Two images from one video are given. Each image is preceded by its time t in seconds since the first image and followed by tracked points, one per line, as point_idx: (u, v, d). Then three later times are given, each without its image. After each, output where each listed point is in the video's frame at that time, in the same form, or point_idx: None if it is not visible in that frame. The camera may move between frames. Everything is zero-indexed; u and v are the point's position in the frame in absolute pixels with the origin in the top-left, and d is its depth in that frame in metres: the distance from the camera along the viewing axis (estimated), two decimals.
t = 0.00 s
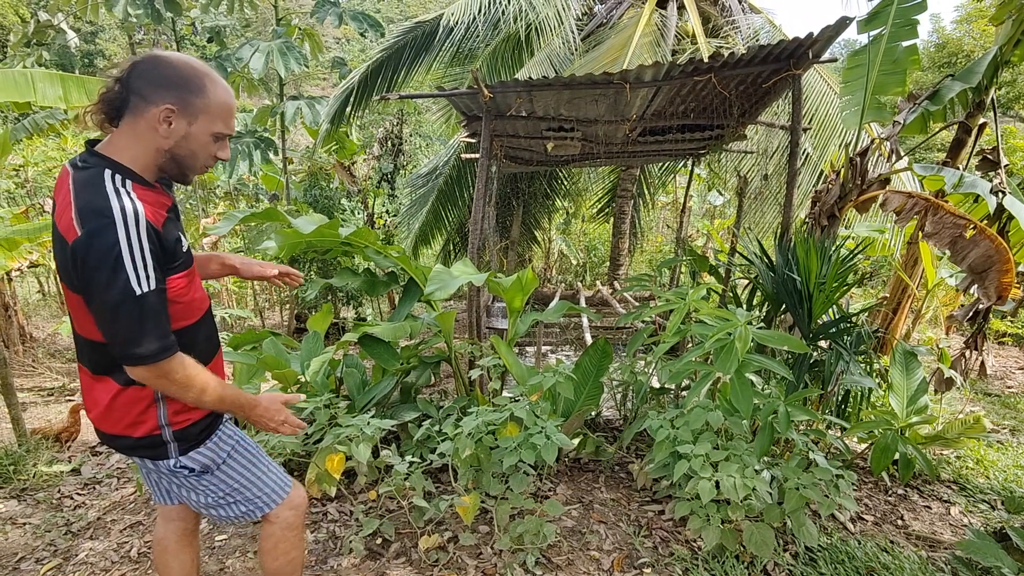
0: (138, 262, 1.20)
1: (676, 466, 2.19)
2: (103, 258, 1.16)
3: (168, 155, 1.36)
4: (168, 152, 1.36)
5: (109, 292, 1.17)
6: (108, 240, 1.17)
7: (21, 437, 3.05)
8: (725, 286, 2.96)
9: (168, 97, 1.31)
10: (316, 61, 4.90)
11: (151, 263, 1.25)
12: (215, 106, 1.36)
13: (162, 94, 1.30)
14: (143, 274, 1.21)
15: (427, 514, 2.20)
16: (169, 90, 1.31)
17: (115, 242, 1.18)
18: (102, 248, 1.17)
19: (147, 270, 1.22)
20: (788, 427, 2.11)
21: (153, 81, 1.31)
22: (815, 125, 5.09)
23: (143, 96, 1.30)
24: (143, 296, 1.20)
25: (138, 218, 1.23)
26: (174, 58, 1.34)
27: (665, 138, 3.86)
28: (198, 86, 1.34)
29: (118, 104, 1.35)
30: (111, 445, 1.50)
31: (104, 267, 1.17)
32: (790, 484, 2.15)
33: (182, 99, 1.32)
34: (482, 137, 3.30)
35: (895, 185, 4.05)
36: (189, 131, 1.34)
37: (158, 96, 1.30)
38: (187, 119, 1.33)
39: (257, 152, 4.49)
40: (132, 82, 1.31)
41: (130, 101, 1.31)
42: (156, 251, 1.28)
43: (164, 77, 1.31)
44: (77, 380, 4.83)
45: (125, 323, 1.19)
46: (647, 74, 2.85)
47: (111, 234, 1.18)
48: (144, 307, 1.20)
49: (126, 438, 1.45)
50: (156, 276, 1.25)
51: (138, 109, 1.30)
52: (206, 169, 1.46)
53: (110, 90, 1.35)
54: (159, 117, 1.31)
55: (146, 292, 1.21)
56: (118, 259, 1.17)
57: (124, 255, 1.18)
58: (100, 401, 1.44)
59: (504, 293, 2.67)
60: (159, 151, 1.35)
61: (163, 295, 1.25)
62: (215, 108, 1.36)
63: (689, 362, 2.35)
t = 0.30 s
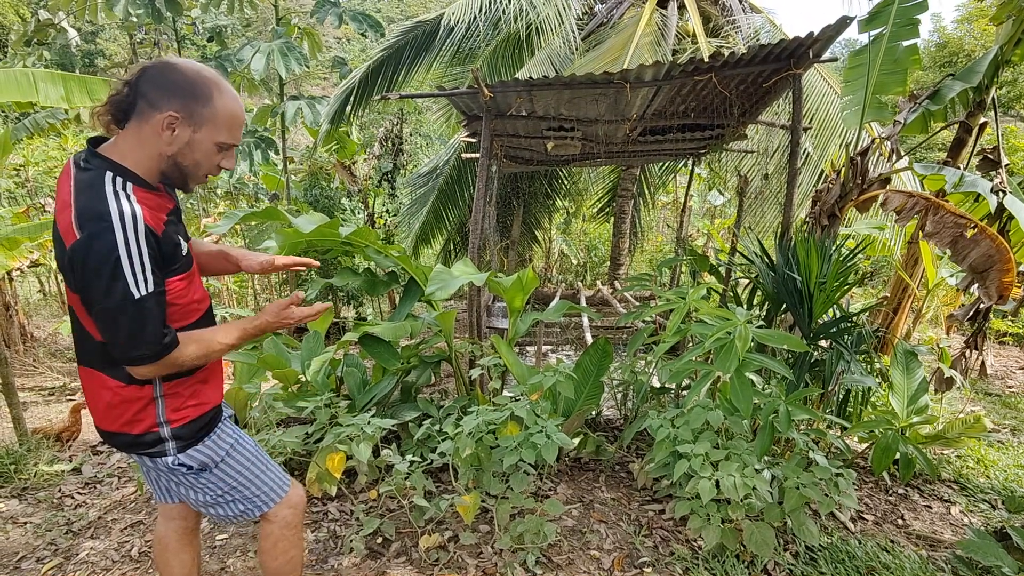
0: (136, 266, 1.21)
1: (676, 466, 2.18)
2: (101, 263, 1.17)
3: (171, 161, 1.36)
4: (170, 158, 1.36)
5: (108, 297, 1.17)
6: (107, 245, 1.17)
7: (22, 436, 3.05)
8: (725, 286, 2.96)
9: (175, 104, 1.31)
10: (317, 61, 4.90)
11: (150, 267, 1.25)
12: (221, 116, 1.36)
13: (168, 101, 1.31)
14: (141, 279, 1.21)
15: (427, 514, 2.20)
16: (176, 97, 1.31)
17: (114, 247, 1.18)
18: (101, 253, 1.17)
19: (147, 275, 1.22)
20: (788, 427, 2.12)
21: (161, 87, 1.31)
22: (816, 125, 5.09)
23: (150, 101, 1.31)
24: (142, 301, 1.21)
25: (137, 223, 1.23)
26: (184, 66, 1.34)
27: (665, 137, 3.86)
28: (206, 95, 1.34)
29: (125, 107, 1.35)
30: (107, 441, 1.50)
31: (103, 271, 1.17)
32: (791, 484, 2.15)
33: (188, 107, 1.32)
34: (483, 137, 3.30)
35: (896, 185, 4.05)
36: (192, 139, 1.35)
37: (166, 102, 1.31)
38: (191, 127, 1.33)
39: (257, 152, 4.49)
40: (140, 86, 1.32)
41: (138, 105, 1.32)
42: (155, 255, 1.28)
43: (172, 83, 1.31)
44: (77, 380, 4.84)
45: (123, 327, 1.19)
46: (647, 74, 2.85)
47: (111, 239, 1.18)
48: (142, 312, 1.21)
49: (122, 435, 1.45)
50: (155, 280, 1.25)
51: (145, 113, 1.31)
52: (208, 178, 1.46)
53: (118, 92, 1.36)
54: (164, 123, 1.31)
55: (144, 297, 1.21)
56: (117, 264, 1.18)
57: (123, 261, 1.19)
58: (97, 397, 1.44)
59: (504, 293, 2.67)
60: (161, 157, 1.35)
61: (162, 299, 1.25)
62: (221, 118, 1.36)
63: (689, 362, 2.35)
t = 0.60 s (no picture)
0: (133, 274, 1.21)
1: (676, 465, 2.18)
2: (99, 270, 1.17)
3: (168, 175, 1.35)
4: (167, 171, 1.34)
5: (105, 303, 1.18)
6: (104, 252, 1.18)
7: (22, 435, 3.06)
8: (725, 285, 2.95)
9: (174, 118, 1.30)
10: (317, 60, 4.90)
11: (148, 273, 1.25)
12: (219, 134, 1.33)
13: (168, 114, 1.29)
14: (138, 286, 1.21)
15: (427, 513, 2.20)
16: (175, 111, 1.30)
17: (111, 254, 1.18)
18: (99, 260, 1.17)
19: (143, 282, 1.22)
20: (787, 426, 2.12)
21: (163, 100, 1.30)
22: (816, 124, 5.08)
23: (152, 113, 1.30)
24: (139, 308, 1.21)
25: (134, 231, 1.22)
26: (191, 82, 1.33)
27: (665, 137, 3.86)
28: (205, 112, 1.31)
29: (131, 115, 1.35)
30: (108, 436, 1.52)
31: (100, 278, 1.17)
32: (790, 483, 2.15)
33: (186, 123, 1.30)
34: (483, 136, 3.29)
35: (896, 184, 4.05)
36: (189, 155, 1.32)
37: (166, 116, 1.30)
38: (187, 143, 1.31)
39: (257, 151, 4.49)
40: (145, 96, 1.32)
41: (141, 116, 1.32)
42: (152, 261, 1.28)
43: (174, 97, 1.30)
44: (78, 379, 4.84)
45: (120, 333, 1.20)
46: (648, 73, 2.85)
47: (107, 246, 1.18)
48: (139, 319, 1.21)
49: (121, 432, 1.46)
50: (153, 287, 1.26)
51: (146, 125, 1.30)
52: (206, 195, 1.44)
53: (127, 101, 1.36)
54: (161, 136, 1.30)
55: (141, 305, 1.21)
56: (114, 271, 1.18)
57: (120, 268, 1.19)
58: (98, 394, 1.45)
59: (504, 293, 2.66)
60: (160, 169, 1.34)
61: (159, 305, 1.26)
62: (220, 136, 1.33)
63: (689, 361, 2.35)
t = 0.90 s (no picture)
0: (132, 269, 1.20)
1: (677, 463, 2.19)
2: (100, 267, 1.17)
3: (166, 174, 1.34)
4: (163, 170, 1.34)
5: (106, 299, 1.18)
6: (104, 249, 1.18)
7: (23, 432, 3.06)
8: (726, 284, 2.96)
9: (169, 117, 1.28)
10: (318, 58, 4.89)
11: (148, 268, 1.25)
12: (213, 135, 1.30)
13: (161, 113, 1.28)
14: (137, 282, 1.21)
15: (428, 511, 2.20)
16: (170, 110, 1.28)
17: (111, 251, 1.18)
18: (99, 257, 1.18)
19: (143, 277, 1.22)
20: (788, 425, 2.12)
21: (158, 99, 1.29)
22: (818, 122, 5.07)
23: (148, 112, 1.29)
24: (139, 304, 1.21)
25: (132, 227, 1.22)
26: (186, 80, 1.31)
27: (667, 135, 3.85)
28: (200, 112, 1.29)
29: (132, 113, 1.35)
30: (111, 431, 1.52)
31: (100, 275, 1.18)
32: (791, 481, 2.15)
33: (179, 122, 1.28)
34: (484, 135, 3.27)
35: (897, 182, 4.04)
36: (182, 154, 1.31)
37: (161, 114, 1.28)
38: (180, 142, 1.30)
39: (259, 149, 4.49)
40: (144, 94, 1.31)
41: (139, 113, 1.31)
42: (152, 257, 1.28)
43: (170, 96, 1.28)
44: (79, 377, 4.84)
45: (121, 328, 1.21)
46: (650, 71, 2.84)
47: (106, 242, 1.18)
48: (139, 315, 1.21)
49: (124, 426, 1.46)
50: (152, 282, 1.25)
51: (144, 123, 1.30)
52: (204, 193, 1.42)
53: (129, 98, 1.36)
54: (155, 135, 1.29)
55: (140, 300, 1.21)
56: (113, 268, 1.18)
57: (118, 264, 1.19)
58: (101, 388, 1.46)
59: (505, 291, 2.66)
60: (158, 167, 1.34)
61: (159, 300, 1.26)
62: (213, 136, 1.31)
63: (691, 360, 2.35)
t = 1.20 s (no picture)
0: (138, 262, 1.20)
1: (678, 463, 2.19)
2: (106, 261, 1.18)
3: (168, 165, 1.34)
4: (165, 161, 1.33)
5: (112, 293, 1.19)
6: (109, 242, 1.18)
7: (24, 431, 3.06)
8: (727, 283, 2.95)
9: (168, 108, 1.27)
10: (319, 57, 4.89)
11: (154, 260, 1.25)
12: (212, 124, 1.29)
13: (160, 104, 1.27)
14: (143, 274, 1.21)
15: (429, 510, 2.20)
16: (169, 100, 1.27)
17: (116, 243, 1.18)
18: (104, 250, 1.18)
19: (149, 270, 1.22)
20: (789, 425, 2.12)
21: (158, 90, 1.28)
22: (819, 122, 5.06)
23: (148, 103, 1.29)
24: (144, 296, 1.21)
25: (137, 220, 1.22)
26: (184, 70, 1.30)
27: (668, 135, 3.85)
28: (199, 100, 1.29)
29: (133, 106, 1.34)
30: (117, 427, 1.53)
31: (106, 268, 1.18)
32: (791, 481, 2.15)
33: (177, 111, 1.28)
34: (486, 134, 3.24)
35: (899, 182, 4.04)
36: (181, 144, 1.30)
37: (160, 105, 1.28)
38: (179, 132, 1.29)
39: (260, 147, 4.48)
40: (144, 86, 1.30)
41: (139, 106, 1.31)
42: (157, 250, 1.28)
43: (169, 86, 1.28)
44: (80, 375, 4.85)
45: (127, 321, 1.21)
46: (651, 70, 2.84)
47: (111, 235, 1.18)
48: (144, 307, 1.21)
49: (130, 422, 1.47)
50: (158, 276, 1.25)
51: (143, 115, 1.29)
52: (206, 185, 1.41)
53: (130, 91, 1.35)
54: (154, 125, 1.28)
55: (146, 292, 1.21)
56: (118, 260, 1.18)
57: (123, 257, 1.19)
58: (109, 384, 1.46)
59: (506, 290, 2.66)
60: (159, 159, 1.33)
61: (164, 293, 1.25)
62: (213, 124, 1.30)
63: (692, 359, 2.35)
